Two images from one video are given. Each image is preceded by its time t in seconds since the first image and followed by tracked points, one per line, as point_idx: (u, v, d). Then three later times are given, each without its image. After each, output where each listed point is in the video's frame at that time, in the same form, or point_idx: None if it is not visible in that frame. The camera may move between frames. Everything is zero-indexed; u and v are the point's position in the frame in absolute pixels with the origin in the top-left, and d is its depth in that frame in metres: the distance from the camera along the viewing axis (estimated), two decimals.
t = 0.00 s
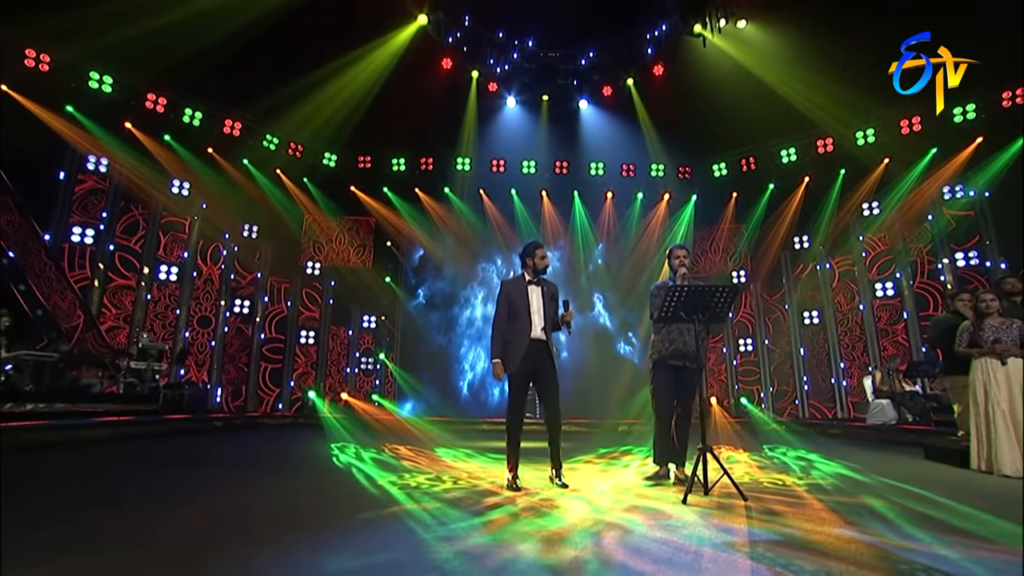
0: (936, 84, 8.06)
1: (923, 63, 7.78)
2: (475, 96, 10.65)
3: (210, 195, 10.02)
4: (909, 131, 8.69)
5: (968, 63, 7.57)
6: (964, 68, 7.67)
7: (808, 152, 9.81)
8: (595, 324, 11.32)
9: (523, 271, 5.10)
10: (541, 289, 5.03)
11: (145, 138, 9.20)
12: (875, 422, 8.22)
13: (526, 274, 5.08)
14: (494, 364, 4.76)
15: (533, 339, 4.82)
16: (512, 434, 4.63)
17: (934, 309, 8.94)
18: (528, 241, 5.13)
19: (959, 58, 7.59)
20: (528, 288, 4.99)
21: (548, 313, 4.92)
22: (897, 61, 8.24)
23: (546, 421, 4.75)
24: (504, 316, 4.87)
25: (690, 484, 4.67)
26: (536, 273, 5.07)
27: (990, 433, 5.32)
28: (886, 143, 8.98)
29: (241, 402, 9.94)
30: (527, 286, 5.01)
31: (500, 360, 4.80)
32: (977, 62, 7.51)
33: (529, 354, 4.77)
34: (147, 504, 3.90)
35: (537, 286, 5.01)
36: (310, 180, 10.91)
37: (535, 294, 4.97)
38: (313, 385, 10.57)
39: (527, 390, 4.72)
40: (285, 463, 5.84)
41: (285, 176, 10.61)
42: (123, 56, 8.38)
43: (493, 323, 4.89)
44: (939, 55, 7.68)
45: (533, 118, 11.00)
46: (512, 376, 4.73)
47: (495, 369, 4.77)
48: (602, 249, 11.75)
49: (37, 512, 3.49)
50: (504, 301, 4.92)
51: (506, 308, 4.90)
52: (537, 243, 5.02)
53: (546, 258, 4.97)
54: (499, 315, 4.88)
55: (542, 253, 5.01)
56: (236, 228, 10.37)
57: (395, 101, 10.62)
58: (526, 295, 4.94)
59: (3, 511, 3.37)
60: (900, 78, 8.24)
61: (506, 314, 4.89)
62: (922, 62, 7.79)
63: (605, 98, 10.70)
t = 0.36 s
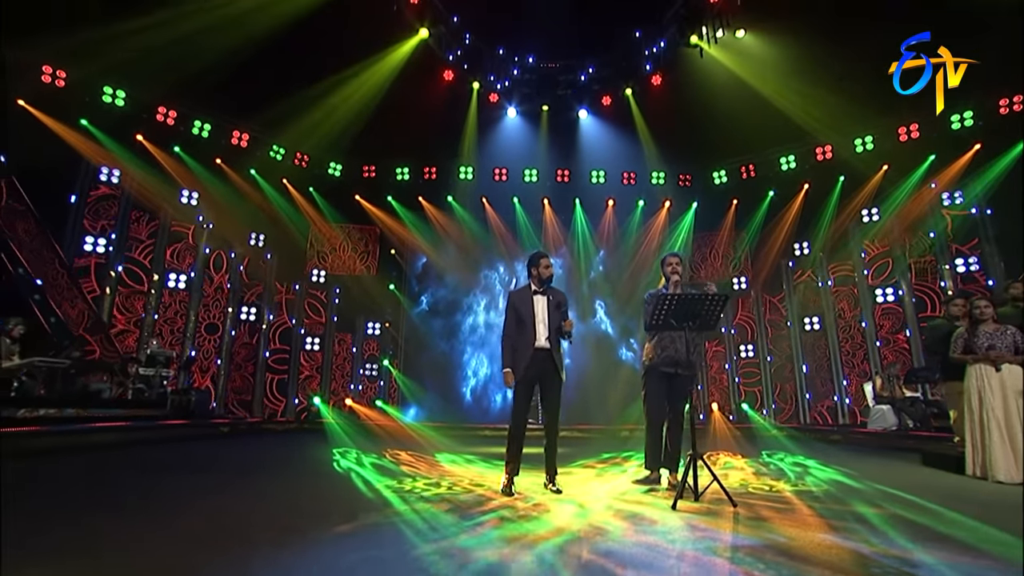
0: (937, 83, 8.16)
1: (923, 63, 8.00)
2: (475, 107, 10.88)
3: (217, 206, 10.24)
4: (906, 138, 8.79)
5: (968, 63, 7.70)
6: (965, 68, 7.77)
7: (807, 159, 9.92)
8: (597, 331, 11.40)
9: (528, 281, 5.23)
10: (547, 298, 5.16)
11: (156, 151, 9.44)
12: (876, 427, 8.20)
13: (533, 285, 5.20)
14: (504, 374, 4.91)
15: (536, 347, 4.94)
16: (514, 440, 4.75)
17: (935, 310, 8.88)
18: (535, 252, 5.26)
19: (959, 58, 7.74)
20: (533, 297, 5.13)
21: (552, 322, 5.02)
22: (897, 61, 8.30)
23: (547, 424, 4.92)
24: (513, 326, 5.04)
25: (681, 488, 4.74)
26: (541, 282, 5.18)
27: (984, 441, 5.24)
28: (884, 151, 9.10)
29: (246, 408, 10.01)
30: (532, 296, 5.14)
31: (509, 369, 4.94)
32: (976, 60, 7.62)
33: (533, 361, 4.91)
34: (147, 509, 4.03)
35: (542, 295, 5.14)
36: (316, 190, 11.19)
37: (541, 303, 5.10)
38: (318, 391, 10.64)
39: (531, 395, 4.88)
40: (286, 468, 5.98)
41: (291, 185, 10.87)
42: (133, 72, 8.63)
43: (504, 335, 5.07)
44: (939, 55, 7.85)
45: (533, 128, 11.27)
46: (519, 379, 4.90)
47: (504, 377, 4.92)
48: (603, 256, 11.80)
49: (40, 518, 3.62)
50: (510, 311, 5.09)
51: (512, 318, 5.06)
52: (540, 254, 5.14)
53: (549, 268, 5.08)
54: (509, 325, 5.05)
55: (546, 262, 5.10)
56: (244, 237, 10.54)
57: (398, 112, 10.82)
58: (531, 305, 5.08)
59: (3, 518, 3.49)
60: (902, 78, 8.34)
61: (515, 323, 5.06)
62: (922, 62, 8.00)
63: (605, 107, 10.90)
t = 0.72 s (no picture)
0: (937, 83, 8.08)
1: (923, 62, 7.93)
2: (475, 115, 11.06)
3: (222, 213, 10.38)
4: (908, 142, 8.68)
5: (968, 63, 7.54)
6: (965, 68, 7.61)
7: (808, 163, 9.86)
8: (600, 334, 11.44)
9: (528, 288, 5.30)
10: (548, 304, 5.22)
11: (163, 159, 9.61)
12: (880, 432, 8.17)
13: (533, 292, 5.25)
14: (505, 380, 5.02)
15: (536, 353, 5.00)
16: (518, 443, 4.79)
17: (937, 309, 8.93)
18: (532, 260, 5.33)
19: (959, 58, 7.57)
20: (533, 304, 5.20)
21: (552, 329, 5.06)
22: (897, 61, 8.29)
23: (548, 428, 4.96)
24: (514, 336, 5.13)
25: (671, 493, 4.75)
26: (541, 290, 5.24)
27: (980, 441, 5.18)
28: (886, 155, 9.02)
29: (251, 412, 10.14)
30: (532, 302, 5.21)
31: (511, 375, 5.05)
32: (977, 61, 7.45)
33: (531, 367, 4.98)
34: (145, 509, 4.12)
35: (543, 301, 5.21)
36: (320, 197, 11.35)
37: (542, 310, 5.17)
38: (321, 395, 10.81)
39: (531, 401, 4.92)
40: (285, 472, 6.06)
41: (294, 192, 10.99)
42: (141, 83, 8.84)
43: (506, 343, 5.17)
44: (939, 55, 7.70)
45: (533, 135, 11.48)
46: (519, 383, 4.97)
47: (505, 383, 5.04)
48: (604, 260, 11.83)
49: (41, 517, 3.73)
50: (511, 319, 5.17)
51: (514, 326, 5.13)
52: (537, 262, 5.19)
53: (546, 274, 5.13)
54: (511, 333, 5.14)
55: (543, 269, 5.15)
56: (248, 243, 10.70)
57: (400, 119, 10.96)
58: (531, 311, 5.16)
59: (5, 516, 3.60)
60: (902, 78, 8.34)
61: (515, 333, 5.13)
62: (922, 62, 7.96)
63: (604, 113, 11.09)
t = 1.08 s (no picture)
0: (937, 83, 8.01)
1: (923, 63, 7.87)
2: (475, 121, 11.11)
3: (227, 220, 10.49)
4: (910, 145, 8.59)
5: (969, 63, 7.48)
6: (965, 68, 7.54)
7: (809, 166, 9.83)
8: (601, 337, 11.68)
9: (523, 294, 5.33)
10: (542, 309, 5.24)
11: (169, 166, 9.78)
12: (885, 436, 8.11)
13: (528, 297, 5.27)
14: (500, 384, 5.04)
15: (529, 356, 5.04)
16: (510, 448, 4.84)
17: (938, 308, 8.84)
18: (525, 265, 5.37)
19: (960, 58, 7.51)
20: (526, 308, 5.22)
21: (545, 332, 5.08)
22: (897, 61, 8.21)
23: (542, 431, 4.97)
24: (510, 341, 5.17)
25: (662, 496, 4.74)
26: (535, 295, 5.27)
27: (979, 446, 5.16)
28: (887, 158, 8.97)
29: (254, 418, 10.08)
30: (525, 306, 5.23)
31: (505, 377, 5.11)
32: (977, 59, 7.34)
33: (525, 370, 5.03)
34: (141, 511, 4.19)
35: (536, 305, 5.22)
36: (323, 203, 11.44)
37: (536, 314, 5.18)
38: (324, 400, 10.82)
39: (525, 403, 4.97)
40: (284, 474, 6.14)
41: (299, 199, 11.15)
42: (146, 92, 8.98)
43: (502, 348, 5.20)
44: (939, 55, 7.66)
45: (533, 143, 11.46)
46: (513, 387, 5.03)
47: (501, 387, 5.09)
48: (606, 262, 11.99)
49: (39, 517, 3.81)
50: (506, 324, 5.21)
51: (509, 331, 5.18)
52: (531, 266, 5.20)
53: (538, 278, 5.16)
54: (507, 338, 5.19)
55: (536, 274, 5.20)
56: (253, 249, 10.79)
57: (402, 125, 11.07)
58: (525, 316, 5.18)
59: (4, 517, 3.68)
60: (902, 78, 8.25)
61: (510, 337, 5.18)
62: (923, 62, 7.88)
63: (604, 118, 11.05)
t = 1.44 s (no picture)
0: (936, 84, 7.98)
1: (923, 63, 7.81)
2: (475, 126, 11.25)
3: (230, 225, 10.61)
4: (912, 147, 8.54)
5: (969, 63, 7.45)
6: (965, 68, 7.52)
7: (810, 169, 9.81)
8: (603, 341, 11.62)
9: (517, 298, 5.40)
10: (534, 313, 5.29)
11: (174, 172, 9.95)
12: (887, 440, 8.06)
13: (523, 301, 5.32)
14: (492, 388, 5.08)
15: (521, 361, 5.07)
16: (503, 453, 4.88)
17: (937, 309, 8.76)
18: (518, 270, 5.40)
19: (960, 58, 7.50)
20: (519, 312, 5.30)
21: (537, 335, 5.11)
22: (896, 61, 8.16)
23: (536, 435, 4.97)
24: (504, 346, 5.23)
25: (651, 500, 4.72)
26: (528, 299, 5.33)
27: (977, 452, 5.08)
28: (888, 160, 8.91)
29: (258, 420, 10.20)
30: (519, 311, 5.32)
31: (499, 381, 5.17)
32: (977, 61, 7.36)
33: (518, 375, 5.06)
34: (137, 513, 4.27)
35: (529, 309, 5.29)
36: (327, 208, 11.61)
37: (529, 318, 5.25)
38: (327, 404, 10.90)
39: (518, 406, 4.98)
40: (283, 477, 6.23)
41: (303, 205, 11.30)
42: (151, 100, 9.14)
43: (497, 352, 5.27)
44: (939, 55, 7.61)
45: (532, 146, 11.62)
46: (506, 391, 5.05)
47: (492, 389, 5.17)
48: (607, 266, 11.99)
49: (37, 518, 3.89)
50: (501, 329, 5.28)
51: (503, 335, 5.25)
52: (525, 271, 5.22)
53: (530, 282, 5.19)
54: (501, 343, 5.23)
55: (529, 279, 5.23)
56: (258, 253, 10.87)
57: (404, 131, 11.17)
58: (518, 320, 5.25)
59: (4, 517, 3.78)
60: (902, 78, 8.23)
61: (506, 342, 5.23)
62: (922, 62, 7.82)
63: (603, 123, 11.13)
